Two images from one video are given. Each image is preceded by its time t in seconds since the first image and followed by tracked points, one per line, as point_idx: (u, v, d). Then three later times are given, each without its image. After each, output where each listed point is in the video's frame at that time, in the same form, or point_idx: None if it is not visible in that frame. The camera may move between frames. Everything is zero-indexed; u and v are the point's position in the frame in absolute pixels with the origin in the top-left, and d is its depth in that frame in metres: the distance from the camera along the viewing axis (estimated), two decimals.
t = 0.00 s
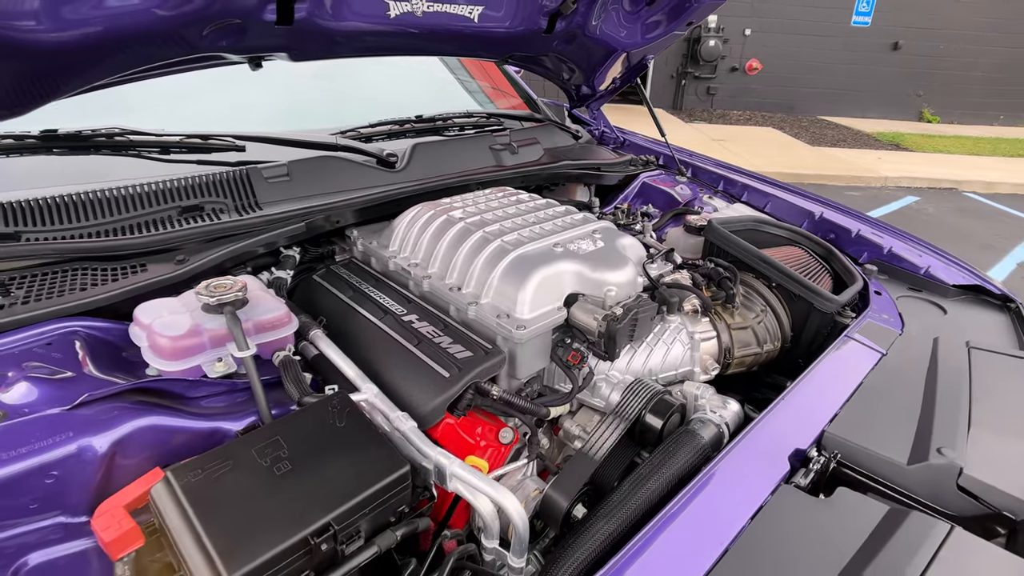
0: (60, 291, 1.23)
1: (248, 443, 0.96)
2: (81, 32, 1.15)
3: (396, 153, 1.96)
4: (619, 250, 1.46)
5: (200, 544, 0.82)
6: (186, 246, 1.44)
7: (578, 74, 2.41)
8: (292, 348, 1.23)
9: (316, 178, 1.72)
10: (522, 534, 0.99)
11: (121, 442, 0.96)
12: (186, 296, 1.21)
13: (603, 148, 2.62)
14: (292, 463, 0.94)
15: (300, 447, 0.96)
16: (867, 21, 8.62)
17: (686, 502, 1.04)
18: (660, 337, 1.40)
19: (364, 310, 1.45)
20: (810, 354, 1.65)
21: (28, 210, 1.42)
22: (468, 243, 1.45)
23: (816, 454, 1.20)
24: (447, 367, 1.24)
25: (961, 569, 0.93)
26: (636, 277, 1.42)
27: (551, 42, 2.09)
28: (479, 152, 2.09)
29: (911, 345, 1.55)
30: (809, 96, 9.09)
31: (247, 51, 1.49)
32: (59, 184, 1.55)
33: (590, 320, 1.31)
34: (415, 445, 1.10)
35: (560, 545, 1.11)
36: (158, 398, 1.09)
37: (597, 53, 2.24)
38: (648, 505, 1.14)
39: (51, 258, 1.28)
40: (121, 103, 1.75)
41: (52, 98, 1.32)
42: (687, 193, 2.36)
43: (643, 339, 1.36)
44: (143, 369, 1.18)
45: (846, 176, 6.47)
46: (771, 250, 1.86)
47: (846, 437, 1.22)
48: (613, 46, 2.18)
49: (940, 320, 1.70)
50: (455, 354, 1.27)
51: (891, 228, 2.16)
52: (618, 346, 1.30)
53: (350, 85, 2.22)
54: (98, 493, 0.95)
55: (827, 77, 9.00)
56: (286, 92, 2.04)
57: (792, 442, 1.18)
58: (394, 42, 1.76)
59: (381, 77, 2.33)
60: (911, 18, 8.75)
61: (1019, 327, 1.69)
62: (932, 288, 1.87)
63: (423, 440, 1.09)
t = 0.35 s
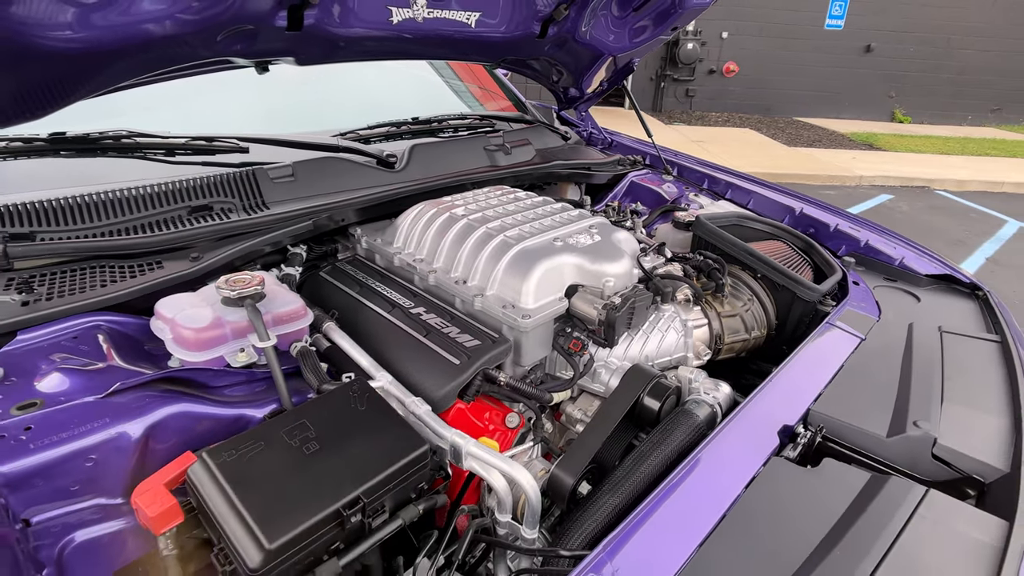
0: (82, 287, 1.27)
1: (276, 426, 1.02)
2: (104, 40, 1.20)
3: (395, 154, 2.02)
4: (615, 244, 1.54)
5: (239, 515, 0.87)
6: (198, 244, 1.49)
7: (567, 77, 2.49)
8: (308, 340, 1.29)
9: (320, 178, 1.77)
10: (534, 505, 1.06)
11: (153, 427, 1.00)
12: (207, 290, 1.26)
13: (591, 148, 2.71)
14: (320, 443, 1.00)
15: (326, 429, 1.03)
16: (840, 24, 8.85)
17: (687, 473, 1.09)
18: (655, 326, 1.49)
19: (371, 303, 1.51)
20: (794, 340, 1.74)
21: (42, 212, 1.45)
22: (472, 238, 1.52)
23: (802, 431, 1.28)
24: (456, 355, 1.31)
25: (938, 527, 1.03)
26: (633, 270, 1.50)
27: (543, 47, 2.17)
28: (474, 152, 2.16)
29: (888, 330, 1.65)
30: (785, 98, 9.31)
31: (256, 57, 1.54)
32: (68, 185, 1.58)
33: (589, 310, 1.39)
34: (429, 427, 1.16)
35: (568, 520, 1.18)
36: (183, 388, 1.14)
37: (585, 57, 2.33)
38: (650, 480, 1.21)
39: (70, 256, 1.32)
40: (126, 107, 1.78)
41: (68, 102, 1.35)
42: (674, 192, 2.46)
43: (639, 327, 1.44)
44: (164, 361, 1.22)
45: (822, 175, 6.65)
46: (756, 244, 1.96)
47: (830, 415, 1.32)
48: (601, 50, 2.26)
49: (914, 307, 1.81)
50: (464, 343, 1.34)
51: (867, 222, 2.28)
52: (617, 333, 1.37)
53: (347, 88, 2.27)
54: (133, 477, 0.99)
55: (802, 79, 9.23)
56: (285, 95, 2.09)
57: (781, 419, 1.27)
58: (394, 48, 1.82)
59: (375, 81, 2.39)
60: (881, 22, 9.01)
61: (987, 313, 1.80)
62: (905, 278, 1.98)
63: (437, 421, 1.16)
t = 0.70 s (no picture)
0: (104, 281, 1.31)
1: (303, 408, 1.07)
2: (126, 43, 1.24)
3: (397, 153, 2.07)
4: (613, 237, 1.61)
5: (275, 489, 0.93)
6: (212, 240, 1.53)
7: (560, 79, 2.57)
8: (324, 330, 1.34)
9: (326, 176, 1.82)
10: (546, 479, 1.12)
11: (184, 411, 1.06)
12: (226, 284, 1.31)
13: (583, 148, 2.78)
14: (345, 424, 1.06)
15: (350, 412, 1.09)
16: (818, 28, 9.07)
17: (688, 448, 1.16)
18: (653, 315, 1.57)
19: (381, 295, 1.56)
20: (783, 329, 1.82)
21: (58, 210, 1.48)
22: (477, 233, 1.58)
23: (793, 411, 1.36)
24: (466, 343, 1.37)
25: (921, 491, 1.11)
26: (631, 262, 1.58)
27: (538, 50, 2.24)
28: (473, 151, 2.22)
29: (872, 318, 1.75)
30: (765, 100, 9.50)
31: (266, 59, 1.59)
32: (79, 184, 1.60)
33: (591, 300, 1.46)
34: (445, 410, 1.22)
35: (576, 497, 1.25)
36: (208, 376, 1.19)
37: (578, 59, 2.40)
38: (652, 458, 1.28)
39: (91, 252, 1.36)
40: (133, 108, 1.82)
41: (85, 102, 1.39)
42: (664, 189, 2.54)
43: (638, 316, 1.52)
44: (187, 351, 1.27)
45: (803, 175, 6.82)
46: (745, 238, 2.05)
47: (819, 394, 1.40)
48: (593, 52, 2.34)
49: (895, 296, 1.91)
50: (473, 332, 1.40)
51: (850, 217, 2.38)
52: (618, 321, 1.44)
53: (346, 91, 2.33)
54: (166, 459, 1.06)
55: (782, 81, 9.42)
56: (287, 97, 2.14)
57: (774, 399, 1.35)
58: (396, 50, 1.88)
59: (373, 83, 2.45)
60: (858, 25, 9.24)
61: (964, 302, 1.91)
62: (886, 269, 2.08)
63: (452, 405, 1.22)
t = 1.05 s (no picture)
0: (124, 278, 1.37)
1: (322, 395, 1.13)
2: (144, 50, 1.29)
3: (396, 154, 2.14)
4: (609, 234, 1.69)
5: (300, 470, 0.99)
6: (223, 239, 1.59)
7: (553, 82, 2.64)
8: (336, 324, 1.40)
9: (330, 176, 1.87)
10: (552, 462, 1.19)
11: (211, 398, 1.12)
12: (241, 280, 1.37)
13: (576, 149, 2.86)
14: (363, 409, 1.12)
15: (366, 398, 1.15)
16: (802, 30, 9.27)
17: (684, 431, 1.23)
18: (647, 308, 1.64)
19: (385, 290, 1.63)
20: (770, 322, 1.91)
21: (73, 210, 1.53)
22: (479, 231, 1.65)
23: (782, 397, 1.44)
24: (471, 334, 1.44)
25: (901, 467, 1.19)
26: (626, 258, 1.65)
27: (533, 54, 2.30)
28: (469, 153, 2.29)
29: (855, 309, 1.84)
30: (751, 101, 9.66)
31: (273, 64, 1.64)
32: (91, 186, 1.65)
33: (588, 294, 1.53)
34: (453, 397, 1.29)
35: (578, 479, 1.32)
36: (229, 367, 1.25)
37: (571, 63, 2.47)
38: (650, 442, 1.36)
39: (110, 251, 1.41)
40: (141, 112, 1.87)
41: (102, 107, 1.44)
42: (655, 189, 2.63)
43: (634, 309, 1.60)
44: (205, 344, 1.33)
45: (788, 175, 6.96)
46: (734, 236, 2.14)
47: (806, 381, 1.48)
48: (585, 56, 2.41)
49: (877, 290, 2.00)
50: (478, 324, 1.47)
51: (833, 215, 2.47)
52: (613, 314, 1.51)
53: (345, 94, 2.39)
54: (192, 444, 1.12)
55: (767, 83, 9.59)
56: (289, 101, 2.20)
57: (763, 386, 1.43)
58: (397, 55, 1.94)
59: (371, 86, 2.51)
60: (840, 27, 9.43)
61: (942, 294, 2.00)
62: (869, 265, 2.18)
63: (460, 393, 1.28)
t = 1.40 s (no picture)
0: (135, 278, 1.42)
1: (330, 389, 1.19)
2: (155, 58, 1.34)
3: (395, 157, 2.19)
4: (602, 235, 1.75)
5: (310, 458, 1.04)
6: (229, 240, 1.64)
7: (547, 86, 2.70)
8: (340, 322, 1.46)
9: (331, 179, 1.93)
10: (548, 451, 1.25)
11: (223, 393, 1.18)
12: (248, 279, 1.42)
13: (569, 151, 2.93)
14: (368, 402, 1.18)
15: (371, 391, 1.21)
16: (791, 32, 9.39)
17: (674, 422, 1.29)
18: (639, 306, 1.71)
19: (387, 289, 1.68)
20: (757, 319, 1.98)
21: (84, 212, 1.58)
22: (477, 231, 1.71)
23: (767, 390, 1.51)
24: (470, 330, 1.50)
25: (878, 454, 1.26)
26: (618, 257, 1.72)
27: (528, 59, 2.36)
28: (465, 155, 2.34)
29: (838, 306, 1.91)
30: (741, 102, 9.77)
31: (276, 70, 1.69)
32: (99, 189, 1.70)
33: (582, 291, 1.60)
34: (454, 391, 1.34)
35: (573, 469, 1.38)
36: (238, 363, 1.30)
37: (564, 67, 2.53)
38: (642, 433, 1.42)
39: (120, 252, 1.46)
40: (146, 116, 1.92)
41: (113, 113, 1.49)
42: (647, 190, 2.69)
43: (626, 307, 1.66)
44: (213, 341, 1.38)
45: (777, 176, 7.06)
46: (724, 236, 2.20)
47: (790, 374, 1.55)
48: (578, 60, 2.47)
49: (861, 288, 2.07)
50: (477, 321, 1.53)
51: (820, 215, 2.55)
52: (606, 311, 1.58)
53: (342, 98, 2.44)
54: (205, 436, 1.18)
55: (758, 84, 9.69)
56: (289, 105, 2.25)
57: (749, 379, 1.49)
58: (396, 61, 1.99)
59: (368, 90, 2.56)
60: (828, 29, 9.55)
61: (923, 292, 2.08)
62: (853, 263, 2.25)
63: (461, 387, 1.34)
